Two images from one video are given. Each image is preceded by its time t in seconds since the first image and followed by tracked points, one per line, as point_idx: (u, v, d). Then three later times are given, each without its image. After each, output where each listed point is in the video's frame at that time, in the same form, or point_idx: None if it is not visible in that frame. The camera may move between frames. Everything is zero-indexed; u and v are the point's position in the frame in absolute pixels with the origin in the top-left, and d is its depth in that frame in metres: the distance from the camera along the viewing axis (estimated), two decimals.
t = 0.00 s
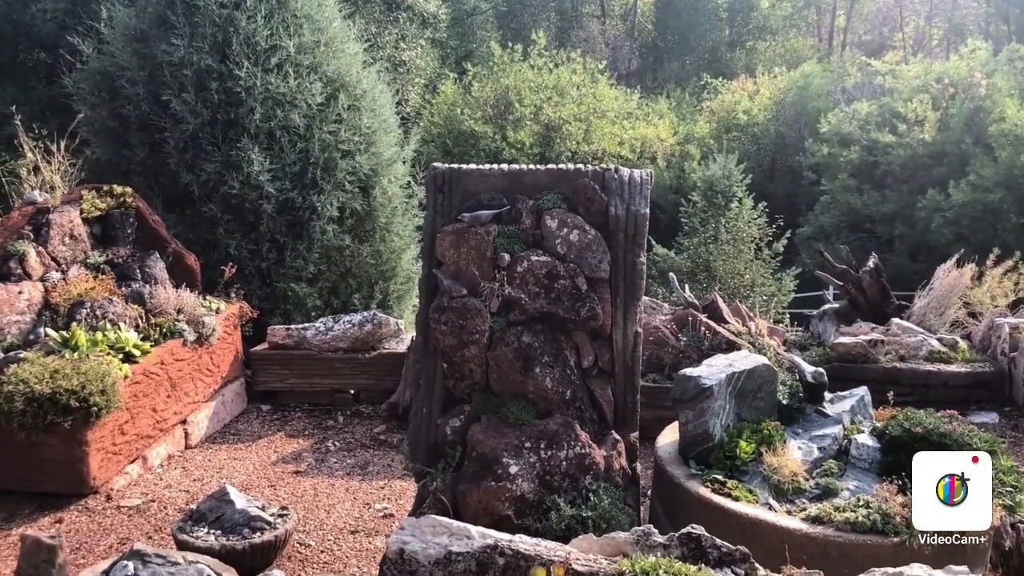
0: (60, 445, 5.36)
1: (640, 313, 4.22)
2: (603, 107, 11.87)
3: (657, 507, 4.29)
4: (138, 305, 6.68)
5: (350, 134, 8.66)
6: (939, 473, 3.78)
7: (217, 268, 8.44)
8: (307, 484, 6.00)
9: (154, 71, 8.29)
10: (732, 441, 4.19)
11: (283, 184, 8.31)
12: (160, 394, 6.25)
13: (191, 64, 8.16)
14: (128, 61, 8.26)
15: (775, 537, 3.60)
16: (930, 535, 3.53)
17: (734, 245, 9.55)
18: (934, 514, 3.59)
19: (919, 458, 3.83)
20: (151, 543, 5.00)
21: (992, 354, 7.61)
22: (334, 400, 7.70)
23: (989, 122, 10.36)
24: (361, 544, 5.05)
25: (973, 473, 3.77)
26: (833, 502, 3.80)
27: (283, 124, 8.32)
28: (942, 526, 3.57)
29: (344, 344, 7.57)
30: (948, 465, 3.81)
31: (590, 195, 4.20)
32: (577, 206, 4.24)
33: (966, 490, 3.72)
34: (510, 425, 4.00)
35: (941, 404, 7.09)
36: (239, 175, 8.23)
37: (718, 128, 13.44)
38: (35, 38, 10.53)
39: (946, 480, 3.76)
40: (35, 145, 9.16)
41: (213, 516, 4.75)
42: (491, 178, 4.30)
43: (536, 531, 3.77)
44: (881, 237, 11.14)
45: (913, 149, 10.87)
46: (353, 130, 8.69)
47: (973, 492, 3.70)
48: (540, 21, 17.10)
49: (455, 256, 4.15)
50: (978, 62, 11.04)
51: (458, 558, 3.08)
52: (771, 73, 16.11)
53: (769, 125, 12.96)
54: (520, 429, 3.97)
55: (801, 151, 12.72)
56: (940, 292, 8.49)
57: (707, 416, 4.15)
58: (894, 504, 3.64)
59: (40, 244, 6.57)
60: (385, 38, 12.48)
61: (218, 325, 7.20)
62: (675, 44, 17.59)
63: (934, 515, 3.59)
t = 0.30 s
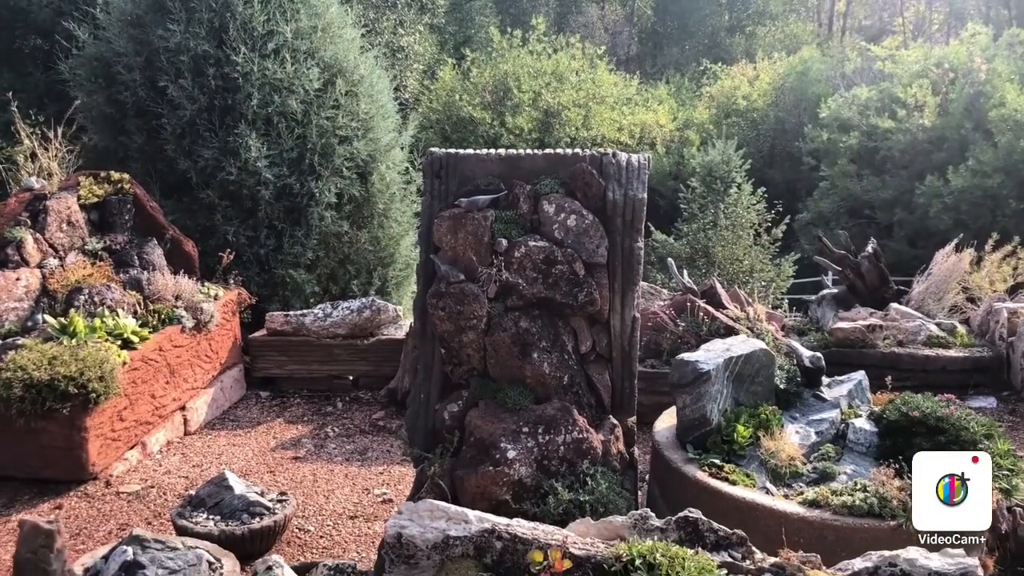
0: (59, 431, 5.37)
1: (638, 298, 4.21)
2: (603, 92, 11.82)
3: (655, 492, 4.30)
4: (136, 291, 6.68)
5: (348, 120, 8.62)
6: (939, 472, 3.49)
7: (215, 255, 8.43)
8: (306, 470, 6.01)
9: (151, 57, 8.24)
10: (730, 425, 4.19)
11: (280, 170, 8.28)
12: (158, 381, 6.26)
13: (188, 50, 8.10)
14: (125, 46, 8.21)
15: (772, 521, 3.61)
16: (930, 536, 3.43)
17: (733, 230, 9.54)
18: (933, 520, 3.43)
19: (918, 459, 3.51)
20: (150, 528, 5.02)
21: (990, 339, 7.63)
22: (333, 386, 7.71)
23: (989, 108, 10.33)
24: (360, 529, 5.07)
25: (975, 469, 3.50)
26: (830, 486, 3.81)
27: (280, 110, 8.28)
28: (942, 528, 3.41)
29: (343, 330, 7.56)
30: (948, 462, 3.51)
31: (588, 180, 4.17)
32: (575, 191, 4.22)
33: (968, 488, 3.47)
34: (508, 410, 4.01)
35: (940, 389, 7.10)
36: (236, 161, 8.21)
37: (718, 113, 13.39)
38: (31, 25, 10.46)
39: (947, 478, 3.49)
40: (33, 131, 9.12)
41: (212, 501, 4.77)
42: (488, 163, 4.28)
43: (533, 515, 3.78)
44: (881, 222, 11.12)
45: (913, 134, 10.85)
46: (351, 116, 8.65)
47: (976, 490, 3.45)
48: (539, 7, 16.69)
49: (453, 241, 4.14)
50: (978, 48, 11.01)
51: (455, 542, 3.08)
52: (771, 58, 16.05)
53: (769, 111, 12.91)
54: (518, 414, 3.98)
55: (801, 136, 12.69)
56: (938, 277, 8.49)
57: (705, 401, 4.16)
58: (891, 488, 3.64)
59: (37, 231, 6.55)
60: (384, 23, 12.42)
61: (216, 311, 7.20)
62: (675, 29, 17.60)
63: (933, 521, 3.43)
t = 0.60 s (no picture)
0: (57, 421, 5.37)
1: (635, 288, 4.21)
2: (601, 82, 11.76)
3: (652, 481, 4.31)
4: (134, 282, 6.67)
5: (345, 110, 8.58)
6: (938, 472, 3.42)
7: (212, 245, 8.41)
8: (304, 460, 6.02)
9: (147, 47, 8.19)
10: (727, 415, 4.20)
11: (277, 160, 8.26)
12: (156, 371, 6.25)
13: (184, 39, 8.06)
14: (120, 36, 8.16)
15: (770, 510, 3.62)
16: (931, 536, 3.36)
17: (731, 220, 9.53)
18: (931, 521, 3.38)
19: (915, 459, 3.46)
20: (148, 518, 5.03)
21: (987, 329, 7.65)
22: (331, 376, 7.71)
23: (988, 97, 10.33)
24: (359, 519, 5.09)
25: (977, 467, 3.40)
26: (826, 476, 3.82)
27: (277, 99, 8.25)
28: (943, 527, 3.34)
29: (340, 320, 7.56)
30: (947, 461, 3.43)
31: (585, 169, 4.16)
32: (572, 180, 4.21)
33: (969, 488, 3.37)
34: (505, 400, 4.01)
35: (937, 378, 7.12)
36: (233, 151, 8.18)
37: (716, 102, 13.35)
38: (26, 14, 10.40)
39: (947, 477, 3.42)
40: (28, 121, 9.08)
41: (210, 491, 4.78)
42: (485, 152, 4.26)
43: (530, 505, 3.79)
44: (879, 212, 11.10)
45: (911, 124, 10.83)
46: (347, 106, 8.61)
47: (977, 490, 3.34)
48: None
49: (450, 231, 4.13)
50: (976, 37, 10.99)
51: (452, 531, 3.09)
52: (770, 47, 16.00)
53: (768, 100, 12.87)
54: (515, 404, 3.98)
55: (799, 126, 12.65)
56: (936, 267, 8.50)
57: (701, 390, 4.17)
58: (888, 477, 3.65)
59: (34, 221, 6.53)
60: (381, 12, 12.36)
61: (214, 302, 7.19)
62: (674, 19, 17.27)
63: (931, 522, 3.37)
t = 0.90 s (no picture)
0: (56, 416, 5.37)
1: (634, 282, 4.21)
2: (599, 77, 11.75)
3: (652, 476, 4.32)
4: (133, 277, 6.67)
5: (344, 105, 8.57)
6: (937, 472, 3.24)
7: (211, 240, 8.40)
8: (304, 454, 6.03)
9: (145, 41, 8.18)
10: (726, 409, 4.20)
11: (276, 155, 8.25)
12: (155, 366, 6.25)
13: (183, 33, 8.04)
14: (119, 30, 8.14)
15: (768, 504, 3.63)
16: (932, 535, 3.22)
17: (730, 215, 9.53)
18: (932, 520, 3.16)
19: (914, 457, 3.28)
20: (148, 513, 5.03)
21: (985, 324, 7.67)
22: (330, 371, 7.71)
23: (987, 92, 10.35)
24: (358, 513, 5.09)
25: (977, 466, 3.22)
26: (825, 470, 3.82)
27: (276, 94, 8.24)
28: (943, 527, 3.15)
29: (340, 315, 7.56)
30: (947, 460, 3.25)
31: (585, 163, 4.16)
32: (571, 174, 4.20)
33: (969, 488, 3.21)
34: (505, 394, 4.01)
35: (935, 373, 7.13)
36: (232, 146, 8.17)
37: (715, 97, 13.33)
38: (24, 9, 10.37)
39: (947, 477, 3.24)
40: (27, 116, 9.06)
41: (209, 485, 4.79)
42: (484, 146, 4.26)
43: (530, 499, 3.79)
44: (878, 207, 11.09)
45: (910, 119, 10.83)
46: (346, 101, 8.60)
47: (977, 490, 3.20)
48: None
49: (449, 226, 4.13)
50: (976, 31, 10.98)
51: (452, 525, 3.09)
52: (769, 42, 15.98)
53: (767, 95, 12.86)
54: (514, 398, 3.98)
55: (799, 121, 12.65)
56: (935, 262, 8.50)
57: (701, 384, 4.17)
58: (887, 471, 3.64)
59: (33, 216, 6.53)
60: (380, 7, 12.33)
61: (213, 296, 7.19)
62: (672, 13, 17.21)
63: (932, 523, 3.16)
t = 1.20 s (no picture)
0: (57, 414, 5.38)
1: (634, 281, 4.22)
2: (599, 75, 11.74)
3: (652, 474, 4.33)
4: (133, 275, 6.67)
5: (343, 103, 8.58)
6: (937, 472, 3.24)
7: (211, 239, 8.41)
8: (304, 453, 6.04)
9: (145, 40, 8.18)
10: (726, 407, 4.20)
11: (276, 154, 8.26)
12: (155, 364, 6.26)
13: (183, 32, 8.04)
14: (119, 29, 8.14)
15: (767, 502, 3.64)
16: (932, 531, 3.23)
17: (729, 214, 9.53)
18: (934, 521, 3.11)
19: (913, 458, 3.29)
20: (148, 511, 5.04)
21: (984, 322, 7.69)
22: (330, 369, 7.72)
23: (986, 90, 10.38)
24: (358, 511, 5.11)
25: (978, 466, 3.21)
26: (824, 467, 3.82)
27: (276, 93, 8.25)
28: (944, 525, 3.11)
29: (340, 313, 7.57)
30: (947, 460, 3.24)
31: (584, 162, 4.16)
32: (571, 173, 4.21)
33: (969, 488, 3.19)
34: (504, 392, 4.02)
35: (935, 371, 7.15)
36: (232, 144, 8.18)
37: (715, 96, 13.34)
38: (24, 8, 10.37)
39: (947, 477, 3.23)
40: (27, 115, 9.06)
41: (210, 484, 4.80)
42: (485, 145, 4.26)
43: (530, 496, 3.80)
44: (878, 205, 11.11)
45: (910, 117, 10.84)
46: (346, 99, 8.60)
47: (977, 491, 3.18)
48: None
49: (449, 224, 4.14)
50: (975, 29, 10.99)
51: (452, 522, 3.10)
52: (769, 40, 16.00)
53: (766, 94, 12.86)
54: (514, 396, 3.99)
55: (798, 119, 12.66)
56: (934, 260, 8.51)
57: (700, 382, 4.17)
58: (886, 468, 3.65)
59: (33, 215, 6.53)
60: (379, 5, 12.33)
61: (213, 295, 7.20)
62: (672, 12, 17.23)
63: (933, 523, 3.11)
